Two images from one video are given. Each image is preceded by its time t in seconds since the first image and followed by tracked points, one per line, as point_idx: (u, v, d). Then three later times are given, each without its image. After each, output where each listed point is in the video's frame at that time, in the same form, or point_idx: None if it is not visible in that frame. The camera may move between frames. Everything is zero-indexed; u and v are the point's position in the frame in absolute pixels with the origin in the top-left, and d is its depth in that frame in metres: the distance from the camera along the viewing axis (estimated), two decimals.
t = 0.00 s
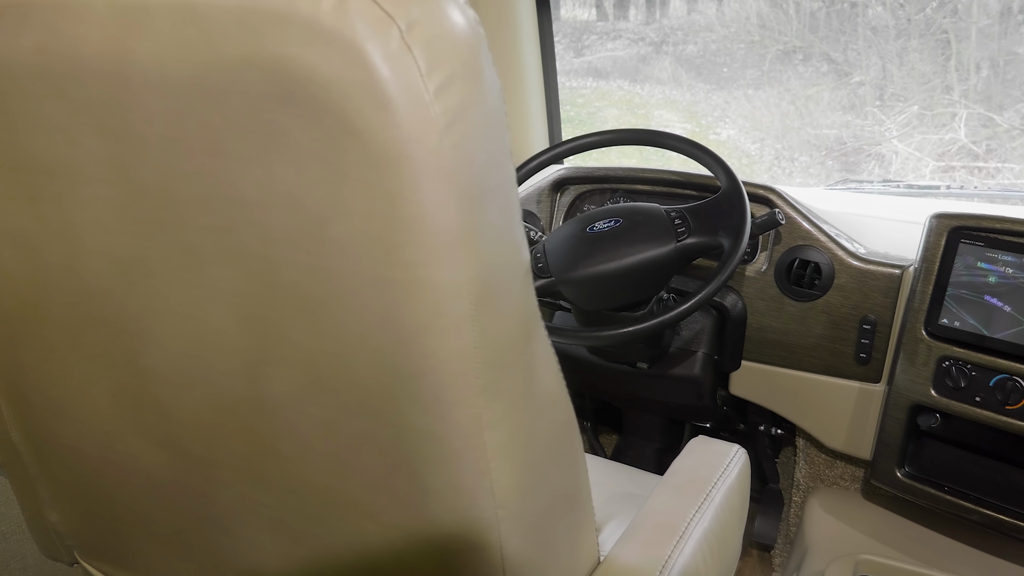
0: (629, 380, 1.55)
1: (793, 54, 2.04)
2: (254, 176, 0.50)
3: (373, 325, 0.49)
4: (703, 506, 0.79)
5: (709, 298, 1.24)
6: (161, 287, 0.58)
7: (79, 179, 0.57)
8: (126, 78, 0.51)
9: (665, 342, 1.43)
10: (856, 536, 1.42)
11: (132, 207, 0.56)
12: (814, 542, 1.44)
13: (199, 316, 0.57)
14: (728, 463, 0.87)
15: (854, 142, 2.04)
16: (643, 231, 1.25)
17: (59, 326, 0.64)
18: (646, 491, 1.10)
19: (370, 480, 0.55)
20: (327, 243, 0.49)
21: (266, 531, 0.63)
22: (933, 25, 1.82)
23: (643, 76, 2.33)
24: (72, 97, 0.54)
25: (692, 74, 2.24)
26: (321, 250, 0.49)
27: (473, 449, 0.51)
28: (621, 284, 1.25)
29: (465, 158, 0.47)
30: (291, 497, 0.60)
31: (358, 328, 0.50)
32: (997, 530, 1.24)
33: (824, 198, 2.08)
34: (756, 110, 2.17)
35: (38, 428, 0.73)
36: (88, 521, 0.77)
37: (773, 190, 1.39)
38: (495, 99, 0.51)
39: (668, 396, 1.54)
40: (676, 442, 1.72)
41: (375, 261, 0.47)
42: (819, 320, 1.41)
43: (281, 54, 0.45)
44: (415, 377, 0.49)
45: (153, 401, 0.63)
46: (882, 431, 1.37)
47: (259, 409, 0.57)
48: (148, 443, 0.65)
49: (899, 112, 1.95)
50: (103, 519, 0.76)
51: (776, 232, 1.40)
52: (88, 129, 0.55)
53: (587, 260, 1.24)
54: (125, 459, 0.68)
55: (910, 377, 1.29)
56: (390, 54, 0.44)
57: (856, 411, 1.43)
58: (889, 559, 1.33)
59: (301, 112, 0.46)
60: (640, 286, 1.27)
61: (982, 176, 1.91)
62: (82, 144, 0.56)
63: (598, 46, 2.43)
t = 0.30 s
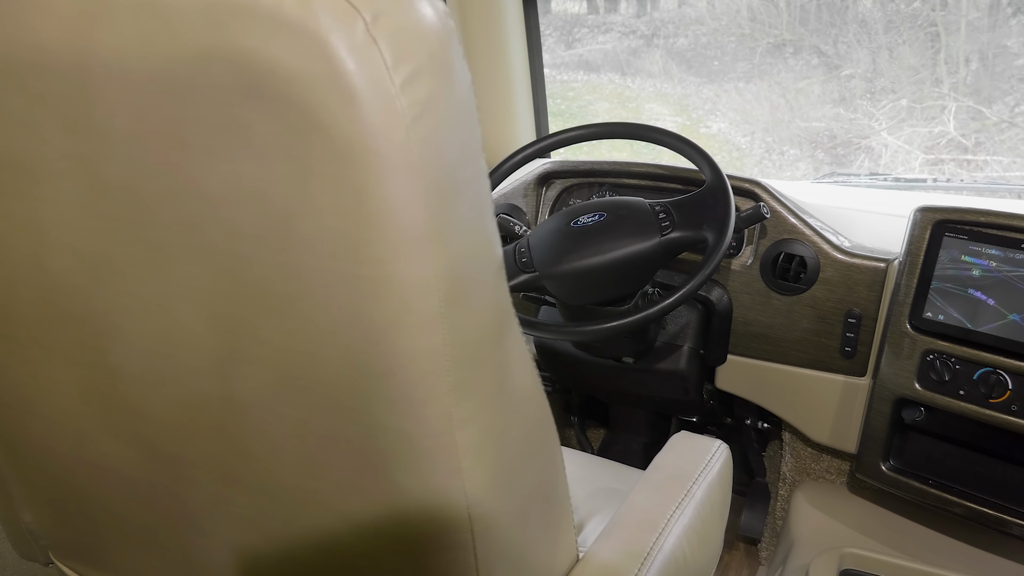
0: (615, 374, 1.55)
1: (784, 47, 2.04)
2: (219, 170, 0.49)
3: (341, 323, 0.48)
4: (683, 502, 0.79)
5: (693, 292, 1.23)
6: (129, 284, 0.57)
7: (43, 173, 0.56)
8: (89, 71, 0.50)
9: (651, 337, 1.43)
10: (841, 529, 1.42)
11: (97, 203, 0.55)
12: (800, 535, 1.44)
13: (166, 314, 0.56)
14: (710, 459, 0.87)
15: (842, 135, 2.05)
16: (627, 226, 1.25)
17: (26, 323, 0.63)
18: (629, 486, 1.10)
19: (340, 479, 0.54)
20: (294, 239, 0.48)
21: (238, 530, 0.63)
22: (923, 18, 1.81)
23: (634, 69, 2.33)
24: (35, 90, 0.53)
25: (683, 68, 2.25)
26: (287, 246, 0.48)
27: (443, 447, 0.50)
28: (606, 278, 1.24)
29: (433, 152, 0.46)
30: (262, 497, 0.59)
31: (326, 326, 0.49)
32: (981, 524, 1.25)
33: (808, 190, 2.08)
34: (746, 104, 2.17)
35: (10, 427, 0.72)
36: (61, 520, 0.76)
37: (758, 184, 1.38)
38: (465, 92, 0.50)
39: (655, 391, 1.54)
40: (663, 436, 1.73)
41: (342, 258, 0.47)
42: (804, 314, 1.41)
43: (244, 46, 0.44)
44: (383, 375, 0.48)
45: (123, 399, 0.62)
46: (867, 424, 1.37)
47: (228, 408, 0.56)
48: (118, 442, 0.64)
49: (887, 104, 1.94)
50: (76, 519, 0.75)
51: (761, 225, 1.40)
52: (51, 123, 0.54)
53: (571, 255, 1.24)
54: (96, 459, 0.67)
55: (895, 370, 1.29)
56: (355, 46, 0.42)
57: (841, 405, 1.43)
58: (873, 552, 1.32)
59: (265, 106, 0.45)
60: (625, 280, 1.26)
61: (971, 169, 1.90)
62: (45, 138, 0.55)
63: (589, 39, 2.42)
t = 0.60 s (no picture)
0: (601, 369, 1.55)
1: (774, 40, 2.04)
2: (183, 166, 0.48)
3: (307, 321, 0.47)
4: (664, 499, 0.79)
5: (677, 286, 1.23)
6: (95, 281, 0.56)
7: (6, 169, 0.55)
8: (49, 65, 0.49)
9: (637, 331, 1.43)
10: (827, 523, 1.42)
11: (61, 199, 0.54)
12: (786, 529, 1.44)
13: (133, 312, 0.55)
14: (692, 455, 0.87)
15: (832, 128, 2.05)
16: (611, 220, 1.24)
17: None
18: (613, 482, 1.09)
19: (311, 479, 0.53)
20: (258, 236, 0.47)
21: (210, 531, 0.62)
22: (913, 10, 1.81)
23: (624, 62, 2.30)
24: None
25: (674, 61, 2.23)
26: (252, 243, 0.47)
27: (413, 447, 0.49)
28: (590, 273, 1.23)
29: (400, 148, 0.46)
30: (232, 497, 0.58)
31: (293, 324, 0.48)
32: (965, 517, 1.25)
33: (798, 183, 2.07)
34: (737, 97, 2.16)
35: None
36: (34, 521, 0.75)
37: (743, 177, 1.38)
38: (435, 87, 0.49)
39: (641, 385, 1.54)
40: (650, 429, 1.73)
41: (307, 255, 0.46)
42: (790, 308, 1.40)
43: (206, 39, 0.43)
44: (351, 375, 0.47)
45: (92, 398, 0.61)
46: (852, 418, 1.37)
47: (198, 406, 0.55)
48: (89, 441, 0.63)
49: (877, 98, 1.94)
50: (49, 519, 0.74)
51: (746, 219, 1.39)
52: (13, 117, 0.52)
53: (555, 250, 1.23)
54: (67, 458, 0.66)
55: (880, 363, 1.28)
56: (319, 39, 0.42)
57: (826, 399, 1.43)
58: (857, 545, 1.32)
59: (228, 100, 0.44)
60: (609, 275, 1.25)
61: (960, 162, 1.90)
62: (7, 132, 0.53)
63: (580, 32, 2.36)
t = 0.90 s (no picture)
0: (587, 365, 1.54)
1: (765, 34, 2.03)
2: (146, 161, 0.47)
3: (275, 319, 0.47)
4: (645, 495, 0.78)
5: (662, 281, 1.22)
6: (61, 279, 0.55)
7: None
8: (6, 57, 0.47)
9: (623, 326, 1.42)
10: (813, 517, 1.43)
11: (24, 195, 0.53)
12: (772, 523, 1.44)
13: (99, 310, 0.54)
14: (674, 450, 0.86)
15: (822, 121, 2.05)
16: (596, 214, 1.23)
17: None
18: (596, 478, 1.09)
19: (282, 479, 0.53)
20: (223, 233, 0.46)
21: (181, 531, 0.61)
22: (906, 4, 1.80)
23: (615, 56, 2.28)
24: None
25: (665, 54, 2.21)
26: (217, 240, 0.46)
27: (383, 446, 0.49)
28: (575, 268, 1.23)
29: (367, 143, 0.45)
30: (204, 498, 0.57)
31: (260, 322, 0.47)
32: (948, 509, 1.27)
33: (785, 176, 2.08)
34: (728, 90, 2.15)
35: None
36: (9, 520, 0.74)
37: (730, 171, 1.37)
38: (404, 81, 0.48)
39: (627, 380, 1.53)
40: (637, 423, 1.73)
41: (273, 252, 0.45)
42: (776, 302, 1.40)
43: (167, 31, 0.42)
44: (319, 374, 0.47)
45: (61, 397, 0.60)
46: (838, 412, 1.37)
47: (168, 406, 0.54)
48: (58, 441, 0.62)
49: (867, 92, 1.94)
50: (22, 520, 0.73)
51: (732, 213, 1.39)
52: None
53: (539, 245, 1.22)
54: (37, 457, 0.65)
55: (865, 357, 1.28)
56: (283, 31, 0.40)
57: (812, 393, 1.43)
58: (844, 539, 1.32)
59: (190, 94, 0.43)
60: (593, 269, 1.25)
61: (950, 155, 1.91)
62: None
63: (570, 26, 2.33)
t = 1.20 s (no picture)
0: (575, 360, 1.54)
1: (756, 27, 2.02)
2: (108, 157, 0.46)
3: (240, 317, 0.46)
4: (626, 493, 0.77)
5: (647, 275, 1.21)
6: (26, 275, 0.53)
7: None
8: None
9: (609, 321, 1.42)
10: (800, 511, 1.43)
11: None
12: (759, 517, 1.44)
13: (66, 308, 0.53)
14: (657, 446, 0.86)
15: (812, 114, 2.05)
16: (580, 209, 1.23)
17: None
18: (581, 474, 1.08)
19: (251, 481, 0.52)
20: (188, 230, 0.45)
21: (153, 531, 0.60)
22: None
23: (607, 49, 2.28)
24: None
25: (656, 48, 2.20)
26: (182, 238, 0.45)
27: (353, 445, 0.48)
28: (559, 263, 1.22)
29: (332, 139, 0.44)
30: (175, 498, 0.57)
31: (226, 320, 0.46)
32: (933, 503, 1.27)
33: (772, 170, 2.08)
34: (719, 84, 2.15)
35: None
36: None
37: (716, 166, 1.37)
38: (373, 75, 0.47)
39: (614, 375, 1.53)
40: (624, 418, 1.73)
41: (237, 249, 0.44)
42: (762, 296, 1.40)
43: (127, 23, 0.40)
44: (286, 374, 0.46)
45: (30, 396, 0.59)
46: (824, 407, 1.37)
47: (136, 405, 0.54)
48: (28, 439, 0.61)
49: (858, 86, 1.94)
50: None
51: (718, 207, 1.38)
52: None
53: (523, 240, 1.22)
54: (8, 456, 0.64)
55: (851, 351, 1.28)
56: (246, 24, 0.39)
57: (799, 388, 1.43)
58: (829, 533, 1.32)
59: (151, 88, 0.42)
60: (578, 264, 1.24)
61: (939, 148, 1.90)
62: None
63: (561, 19, 2.31)
